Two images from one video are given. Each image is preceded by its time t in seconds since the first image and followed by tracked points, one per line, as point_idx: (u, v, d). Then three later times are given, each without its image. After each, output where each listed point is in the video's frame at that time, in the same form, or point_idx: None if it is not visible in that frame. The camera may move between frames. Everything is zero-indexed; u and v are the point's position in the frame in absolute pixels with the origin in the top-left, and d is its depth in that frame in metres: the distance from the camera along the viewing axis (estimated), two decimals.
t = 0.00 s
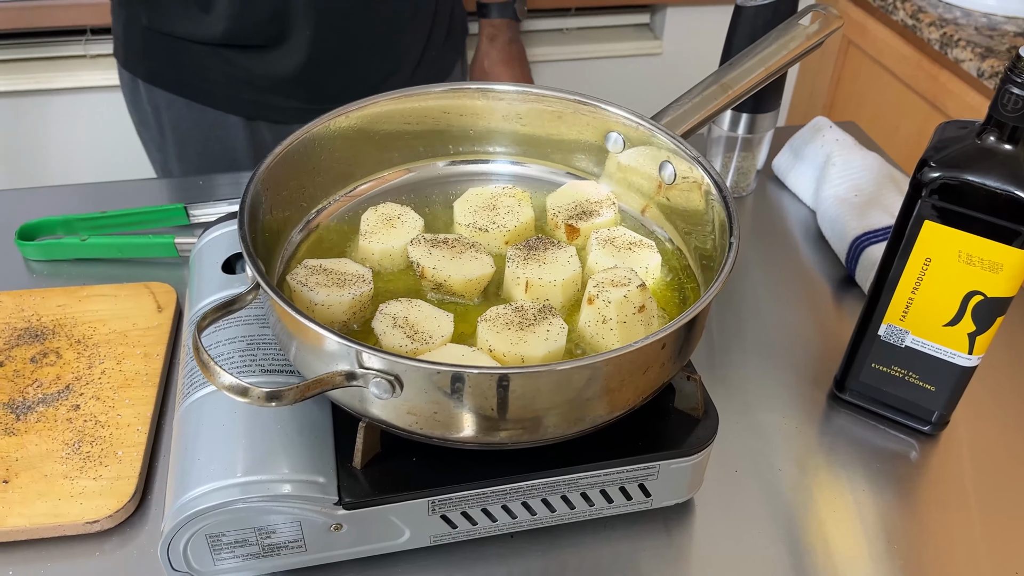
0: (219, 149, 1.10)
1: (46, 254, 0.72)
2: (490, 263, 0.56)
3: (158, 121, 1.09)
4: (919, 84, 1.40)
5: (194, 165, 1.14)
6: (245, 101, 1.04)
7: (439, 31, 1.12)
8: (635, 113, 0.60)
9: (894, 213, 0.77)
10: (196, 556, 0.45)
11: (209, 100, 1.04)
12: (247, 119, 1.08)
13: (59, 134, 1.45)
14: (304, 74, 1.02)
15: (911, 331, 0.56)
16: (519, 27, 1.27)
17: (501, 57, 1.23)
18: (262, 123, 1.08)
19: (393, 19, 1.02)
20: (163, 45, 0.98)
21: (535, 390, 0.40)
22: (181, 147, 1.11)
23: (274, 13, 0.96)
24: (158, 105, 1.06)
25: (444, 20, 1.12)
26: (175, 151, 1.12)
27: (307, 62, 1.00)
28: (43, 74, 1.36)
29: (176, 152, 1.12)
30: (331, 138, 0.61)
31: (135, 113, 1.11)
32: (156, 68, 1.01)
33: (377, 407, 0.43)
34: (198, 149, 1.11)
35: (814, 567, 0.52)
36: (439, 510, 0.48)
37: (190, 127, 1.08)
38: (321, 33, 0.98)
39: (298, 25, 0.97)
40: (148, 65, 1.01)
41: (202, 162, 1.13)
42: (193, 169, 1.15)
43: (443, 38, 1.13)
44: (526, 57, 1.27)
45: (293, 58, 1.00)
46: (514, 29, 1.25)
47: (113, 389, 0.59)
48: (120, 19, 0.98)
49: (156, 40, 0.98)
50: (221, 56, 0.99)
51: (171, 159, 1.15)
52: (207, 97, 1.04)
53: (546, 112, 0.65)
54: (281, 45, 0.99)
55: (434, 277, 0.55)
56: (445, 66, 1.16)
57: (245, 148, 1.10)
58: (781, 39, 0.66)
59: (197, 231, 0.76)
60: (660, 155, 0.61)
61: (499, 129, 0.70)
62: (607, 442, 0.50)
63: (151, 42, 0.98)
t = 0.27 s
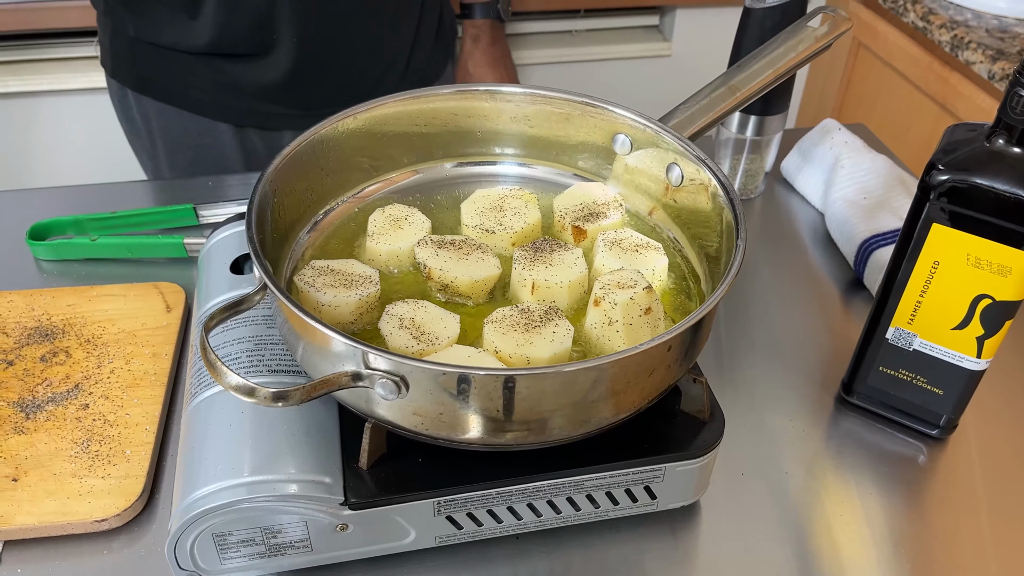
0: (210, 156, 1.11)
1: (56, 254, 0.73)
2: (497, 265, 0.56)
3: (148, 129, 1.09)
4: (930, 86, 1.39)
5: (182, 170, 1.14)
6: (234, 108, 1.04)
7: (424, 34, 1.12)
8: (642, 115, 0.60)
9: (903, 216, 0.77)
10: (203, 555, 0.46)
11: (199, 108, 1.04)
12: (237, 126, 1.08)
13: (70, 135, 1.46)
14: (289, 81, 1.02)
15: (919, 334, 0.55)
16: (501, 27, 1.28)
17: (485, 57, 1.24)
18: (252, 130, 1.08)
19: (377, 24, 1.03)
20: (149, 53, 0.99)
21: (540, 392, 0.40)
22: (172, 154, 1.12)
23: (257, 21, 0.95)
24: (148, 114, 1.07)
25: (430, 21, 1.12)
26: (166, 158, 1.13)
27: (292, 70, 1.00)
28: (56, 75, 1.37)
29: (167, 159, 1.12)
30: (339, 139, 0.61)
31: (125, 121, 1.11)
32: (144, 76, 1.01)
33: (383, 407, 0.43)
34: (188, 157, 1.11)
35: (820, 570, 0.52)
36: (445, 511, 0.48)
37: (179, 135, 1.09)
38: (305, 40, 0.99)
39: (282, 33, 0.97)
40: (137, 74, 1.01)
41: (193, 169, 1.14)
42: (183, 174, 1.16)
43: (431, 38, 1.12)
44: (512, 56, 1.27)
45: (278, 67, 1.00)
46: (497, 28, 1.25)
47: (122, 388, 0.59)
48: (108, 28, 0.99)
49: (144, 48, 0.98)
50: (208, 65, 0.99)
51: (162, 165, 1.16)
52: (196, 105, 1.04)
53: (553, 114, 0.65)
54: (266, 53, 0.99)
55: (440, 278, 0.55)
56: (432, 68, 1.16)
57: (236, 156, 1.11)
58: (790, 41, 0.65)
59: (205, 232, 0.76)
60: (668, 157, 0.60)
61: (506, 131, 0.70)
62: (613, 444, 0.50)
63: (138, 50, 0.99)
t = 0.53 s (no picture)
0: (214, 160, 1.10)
1: (64, 254, 0.73)
2: (502, 266, 0.56)
3: (153, 132, 1.08)
4: (939, 88, 1.38)
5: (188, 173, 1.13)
6: (237, 113, 1.05)
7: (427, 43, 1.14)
8: (648, 116, 0.59)
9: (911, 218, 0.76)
10: (208, 554, 0.46)
11: (203, 111, 1.04)
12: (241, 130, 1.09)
13: (80, 135, 1.47)
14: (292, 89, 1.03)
15: (927, 337, 0.55)
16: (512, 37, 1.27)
17: (497, 66, 1.25)
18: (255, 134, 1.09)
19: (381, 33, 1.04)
20: (156, 57, 0.99)
21: (544, 393, 0.40)
22: (175, 157, 1.10)
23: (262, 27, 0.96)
24: (152, 117, 1.06)
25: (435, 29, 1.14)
26: (171, 161, 1.11)
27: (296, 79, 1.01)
28: (66, 76, 1.38)
29: (171, 162, 1.11)
30: (345, 140, 0.61)
31: (130, 123, 1.10)
32: (151, 80, 1.01)
33: (388, 408, 0.43)
34: (191, 160, 1.10)
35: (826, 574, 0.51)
36: (449, 512, 0.48)
37: (183, 138, 1.08)
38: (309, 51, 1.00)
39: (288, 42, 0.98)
40: (143, 76, 1.01)
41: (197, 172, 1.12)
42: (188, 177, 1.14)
43: (437, 48, 1.14)
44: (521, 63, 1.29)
45: (285, 74, 1.01)
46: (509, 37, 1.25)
47: (128, 388, 0.59)
48: (116, 32, 0.98)
49: (150, 52, 0.98)
50: (213, 70, 1.00)
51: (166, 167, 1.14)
52: (200, 109, 1.04)
53: (559, 114, 0.65)
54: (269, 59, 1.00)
55: (445, 278, 0.55)
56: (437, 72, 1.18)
57: (240, 160, 1.12)
58: (797, 42, 0.65)
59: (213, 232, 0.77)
60: (674, 159, 0.60)
61: (512, 132, 0.70)
62: (618, 445, 0.50)
63: (145, 54, 0.99)
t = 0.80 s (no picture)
0: (237, 157, 1.04)
1: (69, 253, 0.73)
2: (504, 266, 0.56)
3: (176, 128, 1.02)
4: (945, 88, 1.38)
5: (213, 171, 1.07)
6: (263, 111, 0.98)
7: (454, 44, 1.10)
8: (651, 116, 0.59)
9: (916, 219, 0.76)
10: (211, 552, 0.46)
11: (228, 108, 0.98)
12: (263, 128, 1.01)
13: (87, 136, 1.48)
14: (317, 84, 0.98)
15: (930, 337, 0.55)
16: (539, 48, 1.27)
17: (524, 79, 1.23)
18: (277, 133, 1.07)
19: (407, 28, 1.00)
20: (181, 50, 0.93)
21: (546, 392, 0.40)
22: (198, 155, 1.04)
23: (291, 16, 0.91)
24: (176, 112, 1.00)
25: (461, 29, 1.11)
26: (193, 158, 1.05)
27: (321, 74, 0.96)
28: (73, 76, 1.39)
29: (193, 158, 1.05)
30: (349, 140, 0.61)
31: (154, 120, 1.05)
32: (176, 74, 0.95)
33: (390, 407, 0.43)
34: (215, 156, 1.04)
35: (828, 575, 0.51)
36: (451, 511, 0.48)
37: (208, 136, 1.02)
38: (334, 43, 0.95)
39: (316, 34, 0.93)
40: (169, 71, 0.96)
41: (222, 170, 1.06)
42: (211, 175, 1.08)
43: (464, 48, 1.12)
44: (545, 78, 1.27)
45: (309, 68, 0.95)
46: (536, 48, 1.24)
47: (132, 386, 0.59)
48: (144, 28, 0.94)
49: (176, 47, 0.93)
50: (238, 65, 0.94)
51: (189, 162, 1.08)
52: (226, 106, 0.98)
53: (563, 114, 0.65)
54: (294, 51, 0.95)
55: (448, 278, 0.55)
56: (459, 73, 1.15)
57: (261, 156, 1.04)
58: (801, 42, 0.65)
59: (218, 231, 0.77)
60: (677, 159, 0.60)
61: (516, 132, 0.70)
62: (620, 445, 0.50)
63: (172, 48, 0.93)
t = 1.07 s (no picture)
0: (276, 154, 1.03)
1: (75, 253, 0.74)
2: (508, 267, 0.57)
3: (214, 123, 1.02)
4: (951, 89, 1.37)
5: (249, 169, 1.06)
6: (302, 109, 0.98)
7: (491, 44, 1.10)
8: (656, 117, 0.59)
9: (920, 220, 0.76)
10: (216, 551, 0.46)
11: (268, 104, 0.97)
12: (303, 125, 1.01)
13: (93, 136, 1.49)
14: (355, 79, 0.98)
15: (935, 339, 0.55)
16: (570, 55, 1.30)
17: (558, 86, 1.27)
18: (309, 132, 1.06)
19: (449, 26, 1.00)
20: (225, 43, 0.92)
21: (549, 393, 0.40)
22: (235, 152, 1.04)
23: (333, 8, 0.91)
24: (216, 109, 1.00)
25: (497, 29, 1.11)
26: (230, 154, 1.04)
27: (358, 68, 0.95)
28: (79, 78, 1.40)
29: (231, 155, 1.04)
30: (353, 142, 0.61)
31: (190, 114, 1.05)
32: (218, 70, 0.94)
33: (393, 408, 0.43)
34: (253, 153, 1.03)
35: None
36: (454, 511, 0.48)
37: (246, 133, 1.01)
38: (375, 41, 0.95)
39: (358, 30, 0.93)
40: (211, 67, 0.95)
41: (258, 167, 1.05)
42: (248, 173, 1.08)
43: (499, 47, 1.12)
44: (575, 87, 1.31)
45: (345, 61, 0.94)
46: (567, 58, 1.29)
47: (137, 386, 0.60)
48: (184, 24, 0.94)
49: (218, 41, 0.92)
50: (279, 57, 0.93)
51: (224, 160, 1.08)
52: (266, 102, 0.97)
53: (567, 115, 0.65)
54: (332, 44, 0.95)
55: (451, 278, 0.55)
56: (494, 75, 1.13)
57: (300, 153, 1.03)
58: (805, 43, 0.65)
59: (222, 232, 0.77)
60: (682, 160, 0.60)
61: (520, 134, 0.70)
62: (624, 445, 0.50)
63: (213, 42, 0.93)
